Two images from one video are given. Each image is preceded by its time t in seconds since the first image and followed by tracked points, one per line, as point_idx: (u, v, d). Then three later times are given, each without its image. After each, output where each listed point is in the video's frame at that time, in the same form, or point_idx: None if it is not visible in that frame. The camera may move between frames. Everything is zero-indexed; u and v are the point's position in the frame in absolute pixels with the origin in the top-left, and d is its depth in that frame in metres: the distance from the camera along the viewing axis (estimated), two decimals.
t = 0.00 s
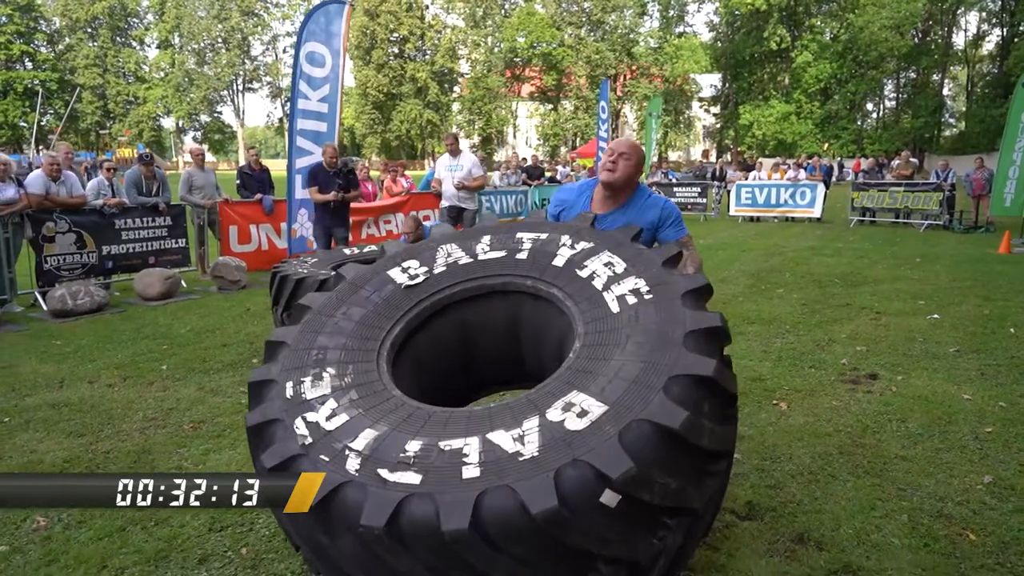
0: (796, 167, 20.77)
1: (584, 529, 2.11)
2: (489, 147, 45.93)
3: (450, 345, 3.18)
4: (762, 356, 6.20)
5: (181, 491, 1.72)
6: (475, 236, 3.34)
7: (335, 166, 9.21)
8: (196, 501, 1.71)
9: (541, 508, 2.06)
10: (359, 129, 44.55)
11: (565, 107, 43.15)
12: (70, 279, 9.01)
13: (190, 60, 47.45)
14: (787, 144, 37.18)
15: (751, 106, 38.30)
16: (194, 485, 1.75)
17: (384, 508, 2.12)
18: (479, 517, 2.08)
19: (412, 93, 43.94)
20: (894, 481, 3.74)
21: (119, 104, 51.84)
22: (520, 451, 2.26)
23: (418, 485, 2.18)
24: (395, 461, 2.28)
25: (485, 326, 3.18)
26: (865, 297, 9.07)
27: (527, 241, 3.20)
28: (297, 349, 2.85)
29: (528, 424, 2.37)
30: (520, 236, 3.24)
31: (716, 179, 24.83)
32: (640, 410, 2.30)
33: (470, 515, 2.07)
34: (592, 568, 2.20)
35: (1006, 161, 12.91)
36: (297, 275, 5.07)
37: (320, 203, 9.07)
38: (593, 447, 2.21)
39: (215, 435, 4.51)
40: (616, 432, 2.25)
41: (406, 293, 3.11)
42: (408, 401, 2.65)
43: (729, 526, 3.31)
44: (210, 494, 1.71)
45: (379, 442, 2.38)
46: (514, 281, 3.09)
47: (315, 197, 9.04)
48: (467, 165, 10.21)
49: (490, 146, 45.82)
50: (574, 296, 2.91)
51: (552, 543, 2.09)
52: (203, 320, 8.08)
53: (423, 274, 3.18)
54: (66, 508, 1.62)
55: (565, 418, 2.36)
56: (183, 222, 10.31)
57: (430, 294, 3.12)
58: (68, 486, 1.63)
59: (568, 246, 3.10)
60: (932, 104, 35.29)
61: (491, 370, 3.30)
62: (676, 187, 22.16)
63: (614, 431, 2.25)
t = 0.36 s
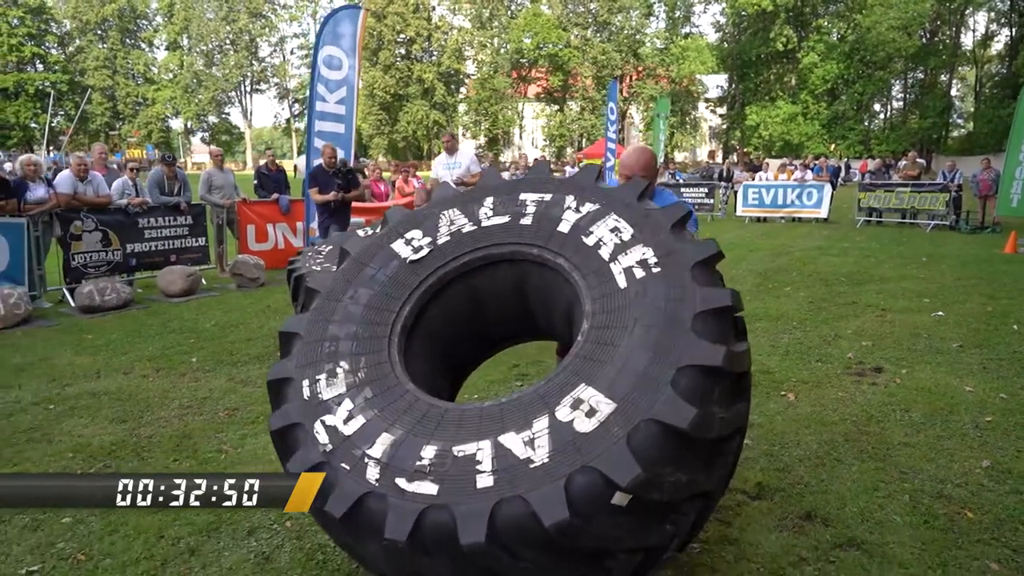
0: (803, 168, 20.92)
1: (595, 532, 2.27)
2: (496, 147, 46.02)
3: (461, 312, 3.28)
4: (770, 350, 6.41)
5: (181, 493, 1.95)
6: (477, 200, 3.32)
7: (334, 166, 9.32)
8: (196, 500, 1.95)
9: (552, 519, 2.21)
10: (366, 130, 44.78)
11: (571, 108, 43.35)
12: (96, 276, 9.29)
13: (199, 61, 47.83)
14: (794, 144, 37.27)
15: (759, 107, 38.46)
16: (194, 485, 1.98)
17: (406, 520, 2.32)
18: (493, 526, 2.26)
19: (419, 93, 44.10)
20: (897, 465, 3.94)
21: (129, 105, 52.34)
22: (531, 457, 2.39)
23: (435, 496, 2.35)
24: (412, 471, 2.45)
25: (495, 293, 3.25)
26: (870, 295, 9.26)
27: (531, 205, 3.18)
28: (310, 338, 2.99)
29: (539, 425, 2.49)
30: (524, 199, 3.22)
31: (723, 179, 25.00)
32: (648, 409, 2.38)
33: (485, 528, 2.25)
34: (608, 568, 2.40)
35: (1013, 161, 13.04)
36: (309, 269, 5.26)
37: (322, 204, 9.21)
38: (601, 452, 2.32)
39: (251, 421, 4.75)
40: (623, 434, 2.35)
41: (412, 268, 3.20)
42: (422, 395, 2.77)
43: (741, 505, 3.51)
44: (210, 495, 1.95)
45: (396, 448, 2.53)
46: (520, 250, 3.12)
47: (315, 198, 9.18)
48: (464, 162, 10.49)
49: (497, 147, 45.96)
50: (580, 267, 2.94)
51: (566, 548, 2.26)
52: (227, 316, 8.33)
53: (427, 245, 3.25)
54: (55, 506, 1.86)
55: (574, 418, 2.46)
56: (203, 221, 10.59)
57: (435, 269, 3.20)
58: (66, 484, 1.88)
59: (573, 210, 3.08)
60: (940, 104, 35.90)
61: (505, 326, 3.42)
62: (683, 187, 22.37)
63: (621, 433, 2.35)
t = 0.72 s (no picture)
0: (811, 169, 21.06)
1: (618, 540, 2.34)
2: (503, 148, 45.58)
3: (469, 305, 3.14)
4: (781, 349, 6.61)
5: (174, 491, 2.25)
6: (470, 182, 3.04)
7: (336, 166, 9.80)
8: (194, 499, 2.24)
9: (577, 538, 2.28)
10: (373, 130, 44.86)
11: (578, 108, 43.50)
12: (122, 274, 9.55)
13: (208, 62, 48.18)
14: (801, 145, 37.35)
15: (766, 108, 38.58)
16: (187, 483, 2.27)
17: (438, 542, 2.41)
18: (521, 544, 2.33)
19: (426, 93, 44.36)
20: (905, 456, 4.13)
21: (139, 105, 52.75)
22: (550, 474, 2.41)
23: (463, 517, 2.42)
24: (439, 491, 2.49)
25: (499, 282, 3.11)
26: (878, 295, 9.44)
27: (526, 189, 2.93)
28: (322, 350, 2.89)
29: (555, 439, 2.48)
30: (518, 180, 2.96)
31: (731, 180, 25.16)
32: (658, 419, 2.37)
33: (514, 547, 2.33)
34: (633, 564, 2.51)
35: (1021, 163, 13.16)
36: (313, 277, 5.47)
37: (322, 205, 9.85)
38: (616, 469, 2.34)
39: (286, 413, 4.99)
40: (638, 447, 2.35)
41: (412, 266, 3.01)
42: (439, 405, 2.73)
43: (758, 492, 3.72)
44: (206, 492, 2.25)
45: (420, 467, 2.55)
46: (519, 240, 2.92)
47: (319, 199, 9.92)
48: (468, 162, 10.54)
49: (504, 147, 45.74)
50: (583, 261, 2.77)
51: (592, 558, 2.36)
52: (251, 314, 8.58)
53: (426, 240, 3.02)
54: (48, 503, 2.23)
55: (589, 432, 2.44)
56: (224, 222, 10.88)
57: (439, 265, 3.00)
58: (70, 484, 2.22)
59: (571, 193, 2.86)
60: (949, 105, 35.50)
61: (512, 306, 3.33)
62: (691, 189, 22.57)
63: (636, 447, 2.35)
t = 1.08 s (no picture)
0: (822, 169, 21.16)
1: (649, 540, 2.45)
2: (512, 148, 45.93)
3: (488, 297, 3.05)
4: (795, 343, 6.81)
5: (169, 490, 2.85)
6: (476, 173, 2.86)
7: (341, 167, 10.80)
8: (194, 499, 2.83)
9: (610, 546, 2.40)
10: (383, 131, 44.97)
11: (587, 108, 43.62)
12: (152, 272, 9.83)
13: (218, 63, 48.46)
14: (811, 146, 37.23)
15: (775, 108, 38.62)
16: (183, 484, 2.86)
17: (482, 550, 2.57)
18: (558, 551, 2.47)
19: (435, 93, 44.09)
20: (919, 442, 4.35)
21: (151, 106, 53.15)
22: (580, 485, 2.47)
23: (503, 527, 2.55)
24: (478, 503, 2.59)
25: (517, 273, 3.01)
26: (891, 293, 9.61)
27: (535, 180, 2.75)
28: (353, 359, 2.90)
29: (582, 450, 2.51)
30: (526, 172, 2.78)
31: (741, 181, 25.29)
32: (681, 431, 2.36)
33: (553, 555, 2.47)
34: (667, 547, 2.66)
35: None
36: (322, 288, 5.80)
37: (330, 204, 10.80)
38: (641, 480, 2.39)
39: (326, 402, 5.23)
40: (663, 457, 2.38)
41: (427, 266, 2.89)
42: (469, 413, 2.76)
43: (779, 474, 3.93)
44: (204, 493, 2.84)
45: (457, 478, 2.64)
46: (533, 235, 2.79)
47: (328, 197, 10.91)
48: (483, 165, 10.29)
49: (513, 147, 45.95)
50: (599, 258, 2.66)
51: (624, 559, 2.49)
52: (280, 310, 8.86)
53: (438, 238, 2.89)
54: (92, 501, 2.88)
55: (613, 443, 2.47)
56: (248, 221, 11.16)
57: (454, 266, 2.88)
58: (85, 483, 2.84)
59: (580, 185, 2.69)
60: (958, 105, 35.90)
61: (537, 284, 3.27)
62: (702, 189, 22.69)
63: (661, 458, 2.38)
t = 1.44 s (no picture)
0: (827, 169, 21.31)
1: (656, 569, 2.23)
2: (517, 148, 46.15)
3: (459, 306, 2.60)
4: (799, 338, 6.99)
5: (170, 492, 2.60)
6: (418, 193, 2.32)
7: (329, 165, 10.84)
8: (194, 500, 2.61)
9: None
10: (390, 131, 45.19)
11: (593, 108, 43.84)
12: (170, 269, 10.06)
13: (225, 64, 48.58)
14: (817, 146, 36.92)
15: (781, 107, 38.74)
16: (183, 484, 2.63)
17: None
18: None
19: (440, 94, 43.77)
20: (917, 430, 4.54)
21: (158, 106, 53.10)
22: (580, 530, 2.19)
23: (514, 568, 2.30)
24: (487, 543, 2.34)
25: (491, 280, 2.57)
26: (894, 291, 9.77)
27: (486, 201, 2.23)
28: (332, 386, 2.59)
29: (577, 496, 2.20)
30: (473, 189, 2.24)
31: (747, 180, 25.44)
32: (675, 482, 2.05)
33: None
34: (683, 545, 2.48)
35: None
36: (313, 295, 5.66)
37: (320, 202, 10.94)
38: (639, 529, 2.10)
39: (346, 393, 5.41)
40: (656, 508, 2.09)
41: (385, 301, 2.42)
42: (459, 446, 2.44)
43: (782, 459, 4.13)
44: (204, 493, 2.61)
45: (460, 519, 2.37)
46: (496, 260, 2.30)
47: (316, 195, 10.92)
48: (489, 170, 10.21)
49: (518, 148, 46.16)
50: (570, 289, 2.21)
51: None
52: (296, 306, 9.08)
53: (393, 266, 2.39)
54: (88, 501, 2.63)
55: (607, 492, 2.15)
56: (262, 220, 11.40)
57: (413, 294, 2.40)
58: (82, 482, 2.61)
59: (537, 208, 2.17)
60: (965, 105, 35.83)
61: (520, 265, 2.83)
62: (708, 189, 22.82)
63: (654, 508, 2.09)
